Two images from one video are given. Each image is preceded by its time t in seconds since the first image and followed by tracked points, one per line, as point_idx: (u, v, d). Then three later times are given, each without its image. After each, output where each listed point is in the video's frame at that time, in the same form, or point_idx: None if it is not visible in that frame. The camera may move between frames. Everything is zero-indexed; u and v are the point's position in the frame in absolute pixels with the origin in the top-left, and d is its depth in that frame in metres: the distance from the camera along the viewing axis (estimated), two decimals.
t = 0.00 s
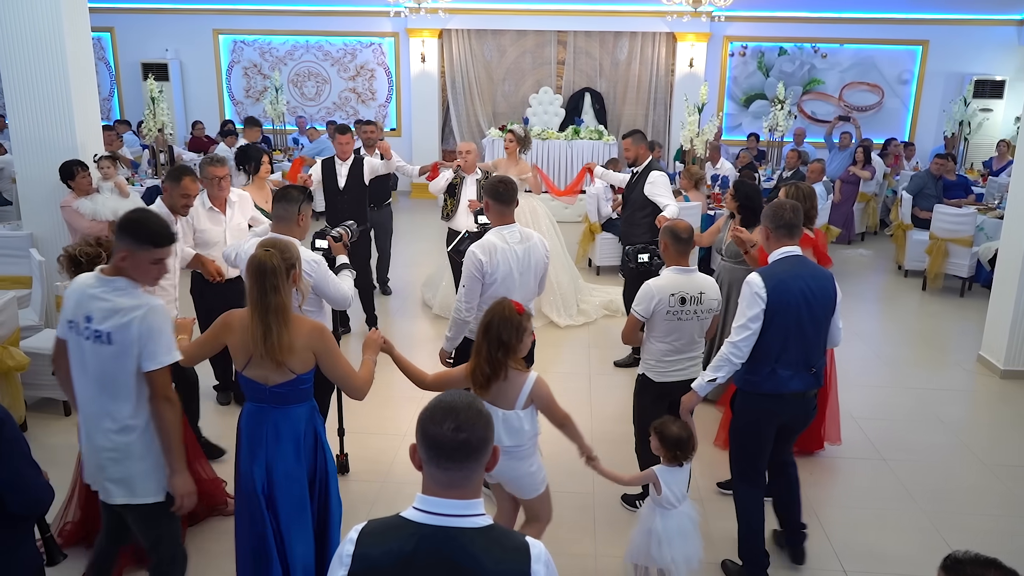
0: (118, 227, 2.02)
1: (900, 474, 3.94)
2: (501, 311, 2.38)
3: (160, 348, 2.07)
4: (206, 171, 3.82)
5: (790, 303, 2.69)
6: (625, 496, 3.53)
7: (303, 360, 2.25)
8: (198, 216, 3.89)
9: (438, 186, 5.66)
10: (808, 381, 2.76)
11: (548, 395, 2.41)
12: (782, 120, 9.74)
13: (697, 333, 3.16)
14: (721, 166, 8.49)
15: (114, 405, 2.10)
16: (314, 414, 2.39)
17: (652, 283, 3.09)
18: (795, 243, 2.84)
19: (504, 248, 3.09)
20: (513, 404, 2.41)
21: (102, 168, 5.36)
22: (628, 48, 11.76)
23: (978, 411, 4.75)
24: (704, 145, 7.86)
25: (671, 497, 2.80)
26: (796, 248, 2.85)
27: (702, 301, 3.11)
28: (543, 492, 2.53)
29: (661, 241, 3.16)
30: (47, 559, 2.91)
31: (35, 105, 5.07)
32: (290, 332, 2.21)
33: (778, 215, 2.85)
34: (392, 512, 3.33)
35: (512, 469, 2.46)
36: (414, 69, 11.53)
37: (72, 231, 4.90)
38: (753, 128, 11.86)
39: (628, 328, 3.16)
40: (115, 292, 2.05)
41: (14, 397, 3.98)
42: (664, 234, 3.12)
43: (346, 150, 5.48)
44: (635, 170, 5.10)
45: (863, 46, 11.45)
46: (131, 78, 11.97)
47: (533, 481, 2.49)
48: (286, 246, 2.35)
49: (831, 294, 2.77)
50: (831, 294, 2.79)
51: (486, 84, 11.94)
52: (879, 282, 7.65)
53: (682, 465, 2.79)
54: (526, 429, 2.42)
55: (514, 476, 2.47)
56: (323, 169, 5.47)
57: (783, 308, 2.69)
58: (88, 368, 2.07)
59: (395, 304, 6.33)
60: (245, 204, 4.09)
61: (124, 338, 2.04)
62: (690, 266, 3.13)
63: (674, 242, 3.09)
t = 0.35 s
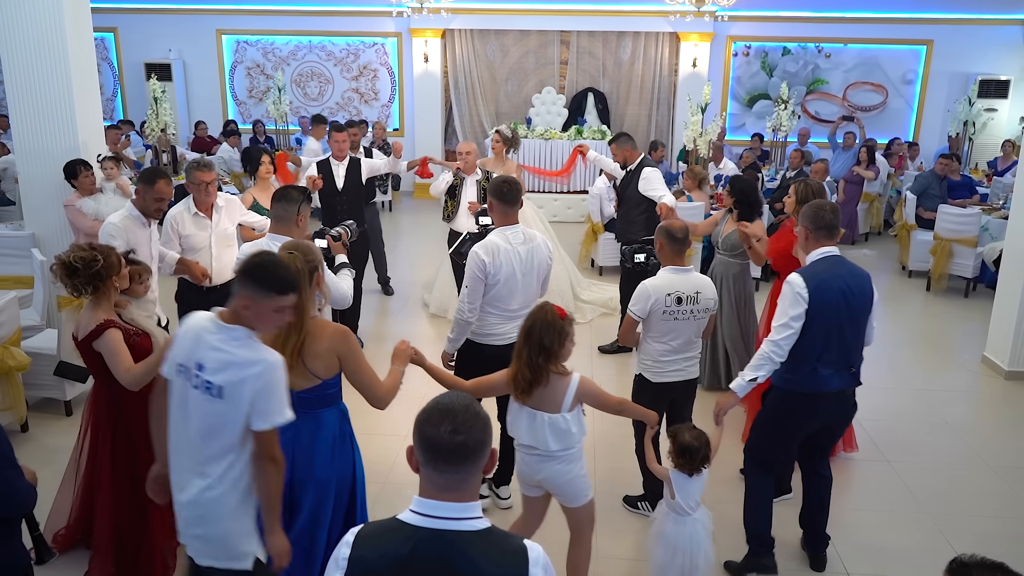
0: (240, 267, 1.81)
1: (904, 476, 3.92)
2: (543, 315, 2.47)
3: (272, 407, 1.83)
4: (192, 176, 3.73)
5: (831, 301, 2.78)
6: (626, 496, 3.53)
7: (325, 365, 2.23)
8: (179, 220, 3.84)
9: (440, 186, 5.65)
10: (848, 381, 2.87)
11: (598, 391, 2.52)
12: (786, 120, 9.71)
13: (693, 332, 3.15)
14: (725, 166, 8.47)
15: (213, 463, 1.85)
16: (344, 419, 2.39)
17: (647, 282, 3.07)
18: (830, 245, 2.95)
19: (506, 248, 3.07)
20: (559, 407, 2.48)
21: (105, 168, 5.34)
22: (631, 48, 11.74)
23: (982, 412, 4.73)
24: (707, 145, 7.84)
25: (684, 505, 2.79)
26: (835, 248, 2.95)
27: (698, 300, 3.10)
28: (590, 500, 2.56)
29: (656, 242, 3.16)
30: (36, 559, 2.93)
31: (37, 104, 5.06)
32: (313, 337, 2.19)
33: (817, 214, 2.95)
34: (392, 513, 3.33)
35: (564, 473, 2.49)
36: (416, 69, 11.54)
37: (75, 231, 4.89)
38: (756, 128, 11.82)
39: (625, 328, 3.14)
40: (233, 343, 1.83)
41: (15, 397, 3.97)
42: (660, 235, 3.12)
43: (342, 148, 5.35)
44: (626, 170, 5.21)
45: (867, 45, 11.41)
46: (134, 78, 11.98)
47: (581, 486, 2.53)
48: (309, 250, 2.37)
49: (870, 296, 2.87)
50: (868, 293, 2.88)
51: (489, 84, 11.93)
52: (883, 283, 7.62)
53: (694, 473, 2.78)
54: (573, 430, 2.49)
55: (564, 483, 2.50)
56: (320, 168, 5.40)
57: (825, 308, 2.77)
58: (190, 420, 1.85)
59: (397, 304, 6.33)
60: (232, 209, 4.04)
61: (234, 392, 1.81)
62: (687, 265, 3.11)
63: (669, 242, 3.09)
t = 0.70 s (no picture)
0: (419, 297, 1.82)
1: (908, 478, 3.90)
2: (573, 321, 2.46)
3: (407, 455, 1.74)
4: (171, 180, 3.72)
5: (850, 294, 2.86)
6: (628, 498, 3.53)
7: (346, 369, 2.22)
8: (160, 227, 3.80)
9: (443, 187, 5.65)
10: (863, 372, 2.95)
11: (631, 395, 2.52)
12: (789, 120, 9.68)
13: (700, 331, 3.14)
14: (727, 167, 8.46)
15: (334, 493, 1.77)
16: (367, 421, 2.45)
17: (653, 284, 3.04)
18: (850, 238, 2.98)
19: (506, 249, 3.07)
20: (589, 410, 2.49)
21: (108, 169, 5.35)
22: (634, 48, 11.75)
23: (986, 414, 4.71)
24: (709, 146, 7.83)
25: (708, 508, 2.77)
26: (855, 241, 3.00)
27: (704, 301, 3.09)
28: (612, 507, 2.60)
29: (660, 242, 3.13)
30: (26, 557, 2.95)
31: (40, 105, 5.06)
32: (336, 338, 2.20)
33: (841, 207, 2.96)
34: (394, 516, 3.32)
35: (590, 481, 2.52)
36: (419, 69, 11.54)
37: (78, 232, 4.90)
38: (759, 129, 11.81)
39: (631, 330, 3.09)
40: (394, 377, 1.75)
41: (17, 398, 3.97)
42: (663, 236, 3.09)
43: (338, 148, 5.32)
44: (622, 169, 5.23)
45: (870, 46, 11.39)
46: (138, 78, 12.01)
47: (607, 493, 2.56)
48: (334, 249, 2.47)
49: (887, 288, 2.94)
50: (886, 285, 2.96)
51: (491, 84, 11.94)
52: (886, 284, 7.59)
53: (719, 475, 2.75)
54: (603, 439, 2.49)
55: (591, 490, 2.53)
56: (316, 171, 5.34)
57: (843, 300, 2.85)
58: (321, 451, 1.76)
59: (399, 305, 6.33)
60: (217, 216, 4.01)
61: (373, 425, 1.71)
62: (691, 266, 3.10)
63: (673, 243, 3.06)
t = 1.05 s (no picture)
0: (622, 258, 2.01)
1: (910, 480, 3.88)
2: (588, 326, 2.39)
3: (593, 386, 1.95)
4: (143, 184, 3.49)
5: (847, 291, 2.85)
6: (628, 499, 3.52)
7: (373, 366, 2.27)
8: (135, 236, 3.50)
9: (446, 186, 5.63)
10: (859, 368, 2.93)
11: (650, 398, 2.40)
12: (792, 121, 9.64)
13: (709, 331, 3.12)
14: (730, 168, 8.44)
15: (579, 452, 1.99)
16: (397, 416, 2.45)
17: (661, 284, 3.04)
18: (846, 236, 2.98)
19: (506, 250, 3.06)
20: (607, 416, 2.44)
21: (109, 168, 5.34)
22: (636, 49, 11.74)
23: (989, 417, 4.68)
24: (712, 146, 7.80)
25: (722, 495, 2.79)
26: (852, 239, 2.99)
27: (713, 300, 3.07)
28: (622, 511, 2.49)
29: (667, 243, 3.13)
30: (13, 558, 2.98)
31: (41, 105, 5.05)
32: (364, 335, 2.24)
33: (841, 206, 2.96)
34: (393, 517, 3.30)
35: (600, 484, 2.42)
36: (421, 70, 11.53)
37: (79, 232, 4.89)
38: (762, 129, 11.80)
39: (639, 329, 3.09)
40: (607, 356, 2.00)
41: (18, 399, 3.96)
42: (671, 236, 3.09)
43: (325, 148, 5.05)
44: (619, 166, 5.25)
45: (873, 46, 11.37)
46: (140, 77, 12.01)
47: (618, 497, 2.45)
48: (361, 249, 2.36)
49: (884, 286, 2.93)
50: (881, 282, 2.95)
51: (494, 84, 11.93)
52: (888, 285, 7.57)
53: (745, 465, 2.77)
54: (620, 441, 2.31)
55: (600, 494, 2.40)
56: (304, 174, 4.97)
57: (840, 297, 2.84)
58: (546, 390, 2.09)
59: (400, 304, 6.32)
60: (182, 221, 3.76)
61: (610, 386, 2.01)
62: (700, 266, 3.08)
63: (682, 243, 3.07)
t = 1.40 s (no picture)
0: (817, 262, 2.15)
1: (913, 481, 3.87)
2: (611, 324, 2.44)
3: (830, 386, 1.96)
4: (118, 190, 3.41)
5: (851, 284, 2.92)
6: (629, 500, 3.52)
7: (411, 364, 2.27)
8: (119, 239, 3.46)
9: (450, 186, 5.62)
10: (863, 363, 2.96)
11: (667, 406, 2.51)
12: (794, 120, 9.62)
13: (717, 330, 3.13)
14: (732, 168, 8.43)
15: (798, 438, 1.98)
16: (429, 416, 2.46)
17: (671, 282, 3.03)
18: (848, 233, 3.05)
19: (506, 251, 3.05)
20: (634, 414, 2.48)
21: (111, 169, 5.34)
22: (638, 48, 11.71)
23: (992, 417, 4.67)
24: (714, 146, 7.78)
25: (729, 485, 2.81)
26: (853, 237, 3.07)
27: (721, 299, 3.09)
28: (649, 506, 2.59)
29: (675, 240, 3.10)
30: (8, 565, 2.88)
31: (44, 106, 5.06)
32: (401, 335, 2.24)
33: (844, 203, 3.05)
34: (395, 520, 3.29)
35: (630, 480, 2.51)
36: (424, 70, 11.54)
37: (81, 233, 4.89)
38: (764, 129, 11.79)
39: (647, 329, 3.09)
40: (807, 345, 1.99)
41: (19, 399, 3.96)
42: (679, 234, 3.07)
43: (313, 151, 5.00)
44: (617, 165, 5.28)
45: (876, 46, 11.35)
46: (143, 78, 12.02)
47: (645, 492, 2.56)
48: (403, 248, 2.34)
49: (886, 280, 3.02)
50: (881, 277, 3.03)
51: (496, 84, 11.92)
52: (891, 285, 7.55)
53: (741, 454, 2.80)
54: (645, 439, 2.49)
55: (630, 488, 2.52)
56: (296, 178, 4.91)
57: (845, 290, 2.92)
58: (761, 402, 2.04)
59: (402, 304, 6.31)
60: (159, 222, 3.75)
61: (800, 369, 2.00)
62: (707, 265, 3.09)
63: (690, 241, 3.04)
